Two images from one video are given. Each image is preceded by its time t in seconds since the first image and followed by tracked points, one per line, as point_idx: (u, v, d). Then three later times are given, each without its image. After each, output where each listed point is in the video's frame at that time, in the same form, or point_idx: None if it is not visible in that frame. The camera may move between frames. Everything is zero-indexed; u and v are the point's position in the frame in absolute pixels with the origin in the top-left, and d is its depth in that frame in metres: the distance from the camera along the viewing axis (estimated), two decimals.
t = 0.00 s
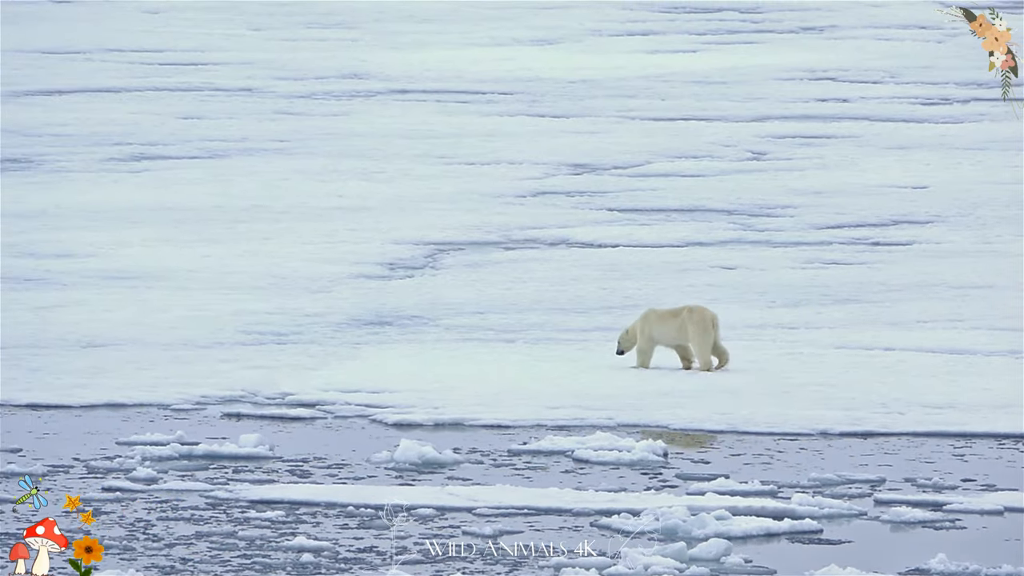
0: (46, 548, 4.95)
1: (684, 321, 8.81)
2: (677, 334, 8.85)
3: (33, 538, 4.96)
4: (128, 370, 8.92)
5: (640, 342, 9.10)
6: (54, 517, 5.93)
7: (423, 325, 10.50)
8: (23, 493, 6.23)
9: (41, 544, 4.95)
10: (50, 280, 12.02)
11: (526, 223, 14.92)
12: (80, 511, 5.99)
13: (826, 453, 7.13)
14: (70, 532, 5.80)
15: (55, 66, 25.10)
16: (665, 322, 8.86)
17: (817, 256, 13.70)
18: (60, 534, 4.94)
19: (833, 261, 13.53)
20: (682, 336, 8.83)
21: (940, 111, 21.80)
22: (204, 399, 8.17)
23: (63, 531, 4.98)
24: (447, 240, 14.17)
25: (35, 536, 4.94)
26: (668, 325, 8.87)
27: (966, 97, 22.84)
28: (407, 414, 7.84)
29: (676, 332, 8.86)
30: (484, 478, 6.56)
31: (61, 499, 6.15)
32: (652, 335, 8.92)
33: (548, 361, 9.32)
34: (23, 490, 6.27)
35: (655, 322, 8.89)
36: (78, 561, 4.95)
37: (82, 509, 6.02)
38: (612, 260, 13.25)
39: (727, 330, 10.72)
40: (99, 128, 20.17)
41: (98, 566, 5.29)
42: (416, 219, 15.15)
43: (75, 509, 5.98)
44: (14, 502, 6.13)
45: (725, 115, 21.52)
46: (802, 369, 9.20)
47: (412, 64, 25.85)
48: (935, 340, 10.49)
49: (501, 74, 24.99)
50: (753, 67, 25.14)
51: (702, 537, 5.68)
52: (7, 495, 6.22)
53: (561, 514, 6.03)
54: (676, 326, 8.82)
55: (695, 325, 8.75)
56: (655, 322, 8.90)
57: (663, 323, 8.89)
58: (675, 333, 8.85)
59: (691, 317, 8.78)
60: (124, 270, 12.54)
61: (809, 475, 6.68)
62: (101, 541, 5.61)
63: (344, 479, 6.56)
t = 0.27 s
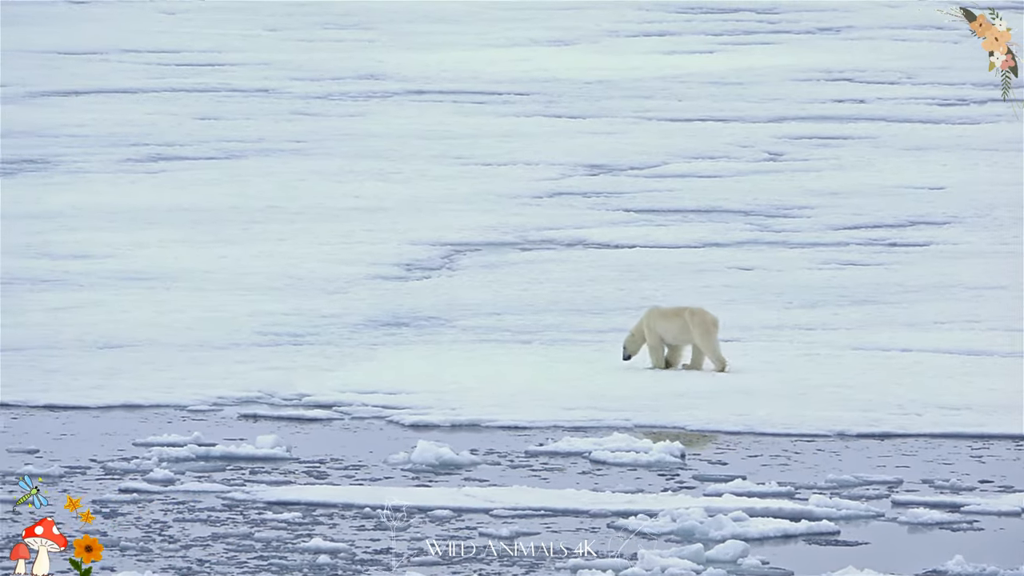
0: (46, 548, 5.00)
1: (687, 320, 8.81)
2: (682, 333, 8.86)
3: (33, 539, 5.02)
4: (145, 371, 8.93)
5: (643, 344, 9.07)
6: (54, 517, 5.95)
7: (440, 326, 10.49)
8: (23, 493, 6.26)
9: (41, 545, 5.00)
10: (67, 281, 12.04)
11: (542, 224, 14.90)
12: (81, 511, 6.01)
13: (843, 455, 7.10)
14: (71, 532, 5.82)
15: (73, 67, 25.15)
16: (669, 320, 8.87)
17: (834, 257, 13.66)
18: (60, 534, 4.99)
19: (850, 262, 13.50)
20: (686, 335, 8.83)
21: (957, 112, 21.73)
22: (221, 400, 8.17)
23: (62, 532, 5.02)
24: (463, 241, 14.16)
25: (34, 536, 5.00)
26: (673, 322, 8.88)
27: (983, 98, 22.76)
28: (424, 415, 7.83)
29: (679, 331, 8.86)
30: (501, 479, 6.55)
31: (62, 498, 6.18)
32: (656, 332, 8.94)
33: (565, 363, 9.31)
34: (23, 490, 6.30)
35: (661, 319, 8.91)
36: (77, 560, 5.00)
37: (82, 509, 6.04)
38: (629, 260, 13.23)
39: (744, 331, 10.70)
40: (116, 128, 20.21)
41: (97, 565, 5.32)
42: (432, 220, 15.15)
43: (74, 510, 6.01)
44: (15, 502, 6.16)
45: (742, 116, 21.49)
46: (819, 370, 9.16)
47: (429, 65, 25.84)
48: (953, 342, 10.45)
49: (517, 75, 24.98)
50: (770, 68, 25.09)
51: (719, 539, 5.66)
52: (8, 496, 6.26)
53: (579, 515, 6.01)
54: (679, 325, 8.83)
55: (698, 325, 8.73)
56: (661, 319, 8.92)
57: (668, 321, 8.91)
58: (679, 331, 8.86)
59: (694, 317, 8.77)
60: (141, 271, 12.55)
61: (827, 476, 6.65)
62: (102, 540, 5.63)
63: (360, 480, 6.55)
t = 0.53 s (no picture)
0: (47, 548, 5.06)
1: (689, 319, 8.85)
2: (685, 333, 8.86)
3: (32, 539, 5.08)
4: (164, 372, 8.94)
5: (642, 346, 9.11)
6: (53, 517, 5.96)
7: (459, 327, 10.47)
8: (23, 493, 6.26)
9: (41, 545, 5.06)
10: (87, 282, 12.06)
11: (562, 224, 14.89)
12: (81, 511, 6.03)
13: (863, 456, 7.07)
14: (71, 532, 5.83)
15: (94, 67, 25.22)
16: (671, 318, 8.91)
17: (854, 258, 13.60)
18: (60, 534, 5.06)
19: (870, 262, 13.44)
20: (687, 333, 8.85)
21: (978, 112, 21.64)
22: (240, 401, 8.17)
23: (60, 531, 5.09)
24: (483, 241, 14.15)
25: (35, 536, 5.07)
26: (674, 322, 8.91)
27: (1004, 98, 22.67)
28: (443, 417, 7.81)
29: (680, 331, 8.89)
30: (521, 480, 6.53)
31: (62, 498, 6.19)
32: (657, 331, 8.95)
33: (585, 364, 9.28)
34: (23, 490, 6.31)
35: (663, 318, 8.94)
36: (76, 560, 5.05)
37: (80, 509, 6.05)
38: (649, 261, 13.20)
39: (765, 332, 10.67)
40: (136, 129, 20.25)
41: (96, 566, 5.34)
42: (452, 221, 15.14)
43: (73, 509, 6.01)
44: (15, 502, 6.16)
45: (762, 116, 21.44)
46: (840, 372, 9.12)
47: (449, 65, 25.84)
48: (974, 342, 10.40)
49: (537, 75, 24.97)
50: (791, 68, 25.04)
51: (739, 540, 5.64)
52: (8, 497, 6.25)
53: (599, 517, 5.99)
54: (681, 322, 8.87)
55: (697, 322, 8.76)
56: (662, 318, 8.95)
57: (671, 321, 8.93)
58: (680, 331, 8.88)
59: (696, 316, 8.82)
60: (161, 272, 12.56)
61: (847, 477, 6.62)
62: (100, 539, 5.64)
63: (379, 481, 6.54)
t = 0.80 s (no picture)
0: (47, 548, 5.18)
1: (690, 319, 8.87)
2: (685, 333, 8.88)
3: (33, 539, 5.18)
4: (180, 373, 8.96)
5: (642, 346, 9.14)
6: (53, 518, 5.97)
7: (475, 328, 10.47)
8: (23, 493, 6.26)
9: (41, 545, 5.16)
10: (103, 282, 12.09)
11: (578, 225, 14.89)
12: (80, 511, 6.04)
13: (880, 457, 7.04)
14: (71, 532, 5.83)
15: (111, 68, 25.29)
16: (672, 318, 8.94)
17: (870, 258, 13.57)
18: (61, 534, 5.16)
19: (887, 263, 13.41)
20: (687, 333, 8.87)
21: (996, 112, 21.58)
22: (256, 402, 8.17)
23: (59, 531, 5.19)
24: (499, 242, 14.16)
25: (35, 536, 5.18)
26: (675, 321, 8.93)
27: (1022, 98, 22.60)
28: (459, 417, 7.81)
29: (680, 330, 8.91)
30: (537, 481, 6.52)
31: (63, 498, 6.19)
32: (657, 330, 8.97)
33: (602, 364, 9.27)
34: (23, 490, 6.31)
35: (664, 317, 8.97)
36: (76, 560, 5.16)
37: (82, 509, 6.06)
38: (666, 262, 13.19)
39: (782, 332, 10.66)
40: (153, 129, 20.31)
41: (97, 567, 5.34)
42: (469, 221, 15.15)
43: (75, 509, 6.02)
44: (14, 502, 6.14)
45: (779, 117, 21.41)
46: (857, 372, 9.09)
47: (466, 66, 25.86)
48: (992, 343, 10.37)
49: (553, 76, 24.97)
50: (808, 68, 25.01)
51: (755, 541, 5.62)
52: (8, 497, 6.25)
53: (615, 518, 5.98)
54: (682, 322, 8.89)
55: (697, 322, 8.79)
56: (663, 316, 8.97)
57: (672, 320, 8.96)
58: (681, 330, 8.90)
59: (697, 315, 8.84)
60: (177, 273, 12.58)
61: (864, 478, 6.60)
62: (101, 540, 5.65)
63: (396, 482, 6.54)
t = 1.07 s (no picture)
0: (47, 548, 5.21)
1: (693, 320, 8.81)
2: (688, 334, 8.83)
3: (33, 539, 5.23)
4: (196, 373, 8.96)
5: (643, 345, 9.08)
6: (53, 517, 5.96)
7: (491, 328, 10.45)
8: (23, 493, 6.27)
9: (41, 545, 5.20)
10: (119, 282, 12.10)
11: (594, 225, 14.86)
12: (79, 511, 6.03)
13: (897, 457, 7.01)
14: (70, 532, 5.81)
15: (126, 67, 25.31)
16: (674, 319, 8.87)
17: (887, 258, 13.52)
18: (60, 534, 5.19)
19: (903, 263, 13.36)
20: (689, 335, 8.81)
21: (1013, 111, 21.49)
22: (271, 402, 8.16)
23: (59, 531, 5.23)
24: (514, 241, 14.14)
25: (36, 536, 5.22)
26: (678, 322, 8.86)
27: None
28: (475, 417, 7.79)
29: (683, 331, 8.85)
30: (553, 482, 6.50)
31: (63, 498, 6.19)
32: (658, 330, 8.91)
33: (618, 365, 9.24)
34: (23, 490, 6.32)
35: (666, 317, 8.89)
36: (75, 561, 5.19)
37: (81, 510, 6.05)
38: (682, 262, 13.15)
39: (798, 332, 10.62)
40: (168, 129, 20.32)
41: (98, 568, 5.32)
42: (484, 221, 15.13)
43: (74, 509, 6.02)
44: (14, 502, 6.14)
45: (795, 116, 21.35)
46: (874, 372, 9.06)
47: (481, 65, 25.82)
48: (1009, 343, 10.32)
49: (569, 75, 24.94)
50: (825, 68, 24.94)
51: (771, 542, 5.59)
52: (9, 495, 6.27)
53: (631, 518, 5.96)
54: (684, 323, 8.82)
55: (702, 325, 8.73)
56: (665, 317, 8.89)
57: (674, 320, 8.89)
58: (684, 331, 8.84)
59: (701, 317, 8.77)
60: (193, 272, 12.58)
61: (880, 478, 6.57)
62: (101, 540, 5.66)
63: (411, 482, 6.52)
